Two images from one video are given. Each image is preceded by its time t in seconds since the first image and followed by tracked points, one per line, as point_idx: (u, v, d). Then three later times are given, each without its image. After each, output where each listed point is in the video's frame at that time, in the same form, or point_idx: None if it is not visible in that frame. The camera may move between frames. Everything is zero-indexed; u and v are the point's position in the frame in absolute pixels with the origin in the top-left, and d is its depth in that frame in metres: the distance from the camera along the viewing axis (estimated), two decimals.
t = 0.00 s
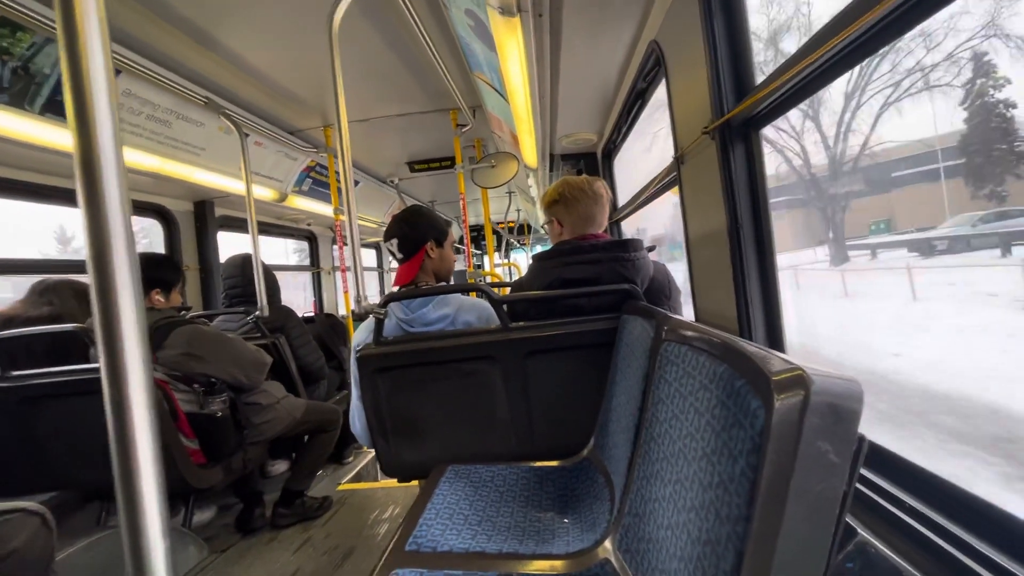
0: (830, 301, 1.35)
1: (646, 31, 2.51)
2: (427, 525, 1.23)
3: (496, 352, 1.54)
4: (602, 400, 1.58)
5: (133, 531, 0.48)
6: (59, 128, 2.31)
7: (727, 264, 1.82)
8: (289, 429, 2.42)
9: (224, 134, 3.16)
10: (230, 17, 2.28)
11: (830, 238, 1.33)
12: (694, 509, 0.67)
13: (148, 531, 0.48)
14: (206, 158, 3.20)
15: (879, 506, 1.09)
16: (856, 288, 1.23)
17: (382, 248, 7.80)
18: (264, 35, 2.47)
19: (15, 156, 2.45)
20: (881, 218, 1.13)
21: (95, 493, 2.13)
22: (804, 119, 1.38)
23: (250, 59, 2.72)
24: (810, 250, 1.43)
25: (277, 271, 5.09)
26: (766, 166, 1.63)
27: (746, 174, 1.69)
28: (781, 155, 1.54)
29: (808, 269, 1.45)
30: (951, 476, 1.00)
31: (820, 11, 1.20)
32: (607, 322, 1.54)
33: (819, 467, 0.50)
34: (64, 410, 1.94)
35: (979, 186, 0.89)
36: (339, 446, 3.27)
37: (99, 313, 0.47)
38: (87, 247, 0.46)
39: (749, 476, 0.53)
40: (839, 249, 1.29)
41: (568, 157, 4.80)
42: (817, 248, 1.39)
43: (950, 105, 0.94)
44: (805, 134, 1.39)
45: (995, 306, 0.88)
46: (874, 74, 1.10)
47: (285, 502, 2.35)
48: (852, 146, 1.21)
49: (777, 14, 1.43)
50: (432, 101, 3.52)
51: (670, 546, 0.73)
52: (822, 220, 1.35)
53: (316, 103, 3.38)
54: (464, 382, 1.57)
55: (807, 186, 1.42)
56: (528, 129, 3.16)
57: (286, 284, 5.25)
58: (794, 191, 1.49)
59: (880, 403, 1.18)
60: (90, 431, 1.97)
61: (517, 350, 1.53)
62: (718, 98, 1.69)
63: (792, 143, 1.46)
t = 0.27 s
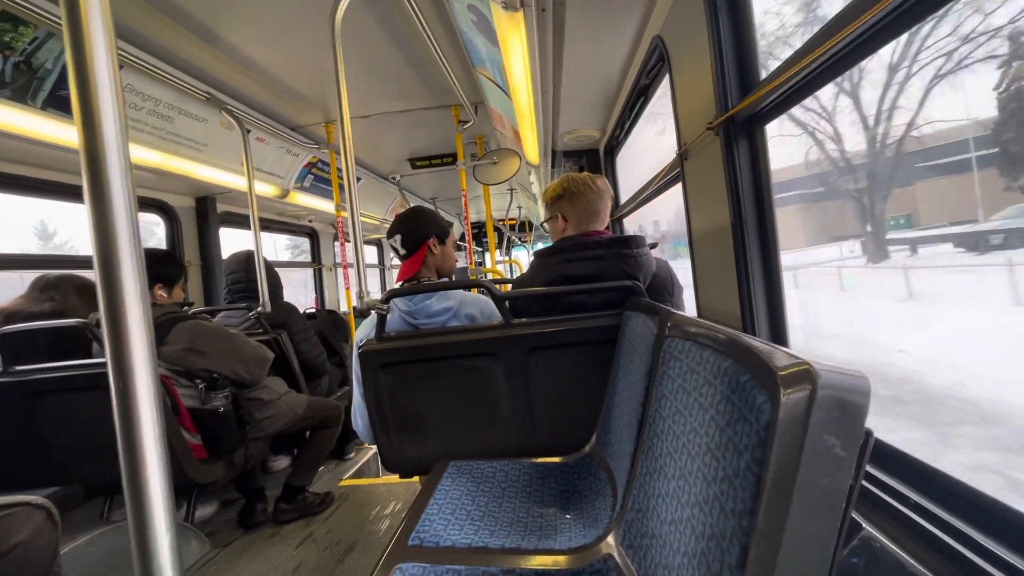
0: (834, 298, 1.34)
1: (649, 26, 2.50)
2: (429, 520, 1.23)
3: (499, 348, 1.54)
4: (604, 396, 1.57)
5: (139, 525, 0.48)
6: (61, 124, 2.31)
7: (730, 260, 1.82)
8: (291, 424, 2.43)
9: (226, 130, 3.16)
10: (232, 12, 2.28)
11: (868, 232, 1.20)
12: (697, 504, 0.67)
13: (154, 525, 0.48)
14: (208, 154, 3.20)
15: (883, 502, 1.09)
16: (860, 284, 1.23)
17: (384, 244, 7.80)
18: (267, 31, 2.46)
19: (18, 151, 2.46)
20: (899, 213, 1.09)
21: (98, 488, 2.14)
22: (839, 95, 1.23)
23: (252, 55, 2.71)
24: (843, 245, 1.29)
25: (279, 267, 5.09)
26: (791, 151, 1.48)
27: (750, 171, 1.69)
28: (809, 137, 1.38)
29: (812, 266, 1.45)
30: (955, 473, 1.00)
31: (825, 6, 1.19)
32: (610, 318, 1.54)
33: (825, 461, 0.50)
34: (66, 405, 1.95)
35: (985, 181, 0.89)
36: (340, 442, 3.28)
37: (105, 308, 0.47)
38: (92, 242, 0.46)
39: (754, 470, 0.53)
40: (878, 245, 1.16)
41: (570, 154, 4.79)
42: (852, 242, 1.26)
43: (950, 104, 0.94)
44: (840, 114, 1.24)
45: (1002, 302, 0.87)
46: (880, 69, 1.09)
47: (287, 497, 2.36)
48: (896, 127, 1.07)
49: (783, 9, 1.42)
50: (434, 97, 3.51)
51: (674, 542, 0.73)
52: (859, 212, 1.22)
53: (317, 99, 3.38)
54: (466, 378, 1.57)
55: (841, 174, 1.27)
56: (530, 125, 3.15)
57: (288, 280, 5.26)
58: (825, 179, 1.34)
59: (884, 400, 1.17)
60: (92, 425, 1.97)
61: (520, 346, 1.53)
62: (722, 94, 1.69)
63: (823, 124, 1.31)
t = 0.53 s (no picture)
0: (834, 300, 1.34)
1: (650, 27, 2.50)
2: (428, 521, 1.23)
3: (498, 349, 1.54)
4: (603, 397, 1.58)
5: (136, 526, 0.48)
6: (61, 122, 2.31)
7: (730, 262, 1.81)
8: (290, 424, 2.42)
9: (226, 129, 3.16)
10: (233, 11, 2.28)
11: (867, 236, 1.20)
12: (696, 507, 0.67)
13: (151, 527, 0.48)
14: (208, 153, 3.20)
15: (881, 505, 1.09)
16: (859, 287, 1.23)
17: (383, 244, 7.81)
18: (268, 30, 2.46)
19: (18, 149, 2.45)
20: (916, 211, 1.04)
21: (96, 487, 2.13)
22: (883, 68, 1.09)
23: (252, 54, 2.71)
24: (879, 240, 1.16)
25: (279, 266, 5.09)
26: (818, 136, 1.33)
27: (750, 173, 1.69)
28: (843, 118, 1.23)
29: (812, 268, 1.45)
30: (955, 476, 1.00)
31: (826, 8, 1.19)
32: (609, 320, 1.54)
33: (824, 465, 0.50)
34: (65, 403, 1.95)
35: (984, 184, 0.89)
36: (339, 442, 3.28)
37: (103, 309, 0.46)
38: (91, 243, 0.46)
39: (753, 473, 0.53)
40: (899, 245, 1.09)
41: (570, 154, 4.79)
42: (890, 236, 1.12)
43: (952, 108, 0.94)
44: (882, 90, 1.10)
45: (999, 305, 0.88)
46: (880, 72, 1.10)
47: (285, 497, 2.36)
48: (951, 104, 0.94)
49: (784, 10, 1.42)
50: (435, 97, 3.51)
51: (672, 545, 0.73)
52: (902, 203, 1.08)
53: (318, 99, 3.37)
54: (465, 378, 1.57)
55: (881, 161, 1.13)
56: (531, 125, 3.14)
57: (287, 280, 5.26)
58: (860, 167, 1.19)
59: (883, 403, 1.17)
60: (91, 424, 1.97)
61: (519, 347, 1.53)
62: (723, 96, 1.69)
63: (861, 103, 1.17)
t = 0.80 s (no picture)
0: (833, 300, 1.34)
1: (651, 25, 2.49)
2: (425, 519, 1.23)
3: (497, 348, 1.53)
4: (601, 396, 1.58)
5: (132, 522, 0.47)
6: (59, 118, 2.30)
7: (729, 261, 1.81)
8: (288, 422, 2.42)
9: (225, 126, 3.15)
10: (232, 8, 2.27)
11: (866, 235, 1.20)
12: (693, 506, 0.67)
13: (147, 523, 0.47)
14: (207, 150, 3.19)
15: (878, 505, 1.09)
16: (858, 286, 1.23)
17: (382, 242, 7.80)
18: (267, 27, 2.45)
19: (16, 145, 2.45)
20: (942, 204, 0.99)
21: (93, 484, 2.13)
22: (907, 52, 1.02)
23: (251, 51, 2.70)
24: (921, 234, 1.04)
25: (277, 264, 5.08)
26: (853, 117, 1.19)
27: (749, 172, 1.69)
28: (888, 93, 1.09)
29: (812, 267, 1.45)
30: (952, 475, 1.00)
31: (826, 7, 1.19)
32: (608, 318, 1.54)
33: (821, 463, 0.50)
34: (63, 400, 1.94)
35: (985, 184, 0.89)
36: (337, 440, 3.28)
37: (98, 304, 0.46)
38: (87, 238, 0.46)
39: (750, 472, 0.53)
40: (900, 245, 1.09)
41: (570, 153, 4.79)
42: (931, 230, 1.02)
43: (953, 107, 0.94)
44: (934, 58, 0.96)
45: (998, 305, 0.88)
46: (881, 71, 1.09)
47: (283, 495, 2.35)
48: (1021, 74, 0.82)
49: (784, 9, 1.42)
50: (434, 95, 3.50)
51: (669, 543, 0.73)
52: (902, 203, 1.08)
53: (317, 96, 3.36)
54: (463, 376, 1.57)
55: (880, 160, 1.13)
56: (530, 124, 3.14)
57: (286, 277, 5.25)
58: (907, 151, 1.06)
59: (881, 402, 1.17)
60: (89, 421, 1.97)
61: (517, 346, 1.53)
62: (722, 95, 1.68)
63: (909, 75, 1.03)
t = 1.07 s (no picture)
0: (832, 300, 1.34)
1: (650, 26, 2.49)
2: (426, 520, 1.23)
3: (497, 349, 1.54)
4: (602, 397, 1.58)
5: (132, 524, 0.48)
6: (60, 121, 2.31)
7: (729, 261, 1.82)
8: (289, 423, 2.43)
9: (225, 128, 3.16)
10: (232, 10, 2.28)
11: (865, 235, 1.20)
12: (692, 506, 0.67)
13: (147, 524, 0.48)
14: (207, 152, 3.20)
15: (878, 505, 1.09)
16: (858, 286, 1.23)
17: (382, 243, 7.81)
18: (267, 29, 2.46)
19: (17, 148, 2.46)
20: (966, 201, 0.93)
21: (94, 485, 2.13)
22: (907, 52, 1.01)
23: (251, 53, 2.71)
24: (938, 234, 0.99)
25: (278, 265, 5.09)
26: (913, 91, 1.02)
27: (749, 173, 1.69)
28: (954, 61, 0.92)
29: (811, 267, 1.45)
30: (951, 475, 1.00)
31: (824, 7, 1.19)
32: (608, 319, 1.54)
33: (819, 464, 0.50)
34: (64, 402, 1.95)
35: (981, 184, 0.90)
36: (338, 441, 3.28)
37: (99, 306, 0.47)
38: (88, 241, 0.46)
39: (749, 473, 0.53)
40: (899, 245, 1.09)
41: (570, 154, 4.79)
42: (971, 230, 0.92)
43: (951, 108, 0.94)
44: (1004, 21, 0.82)
45: (996, 305, 0.88)
46: (876, 72, 1.10)
47: (284, 496, 2.35)
48: None
49: (783, 10, 1.42)
50: (434, 96, 3.51)
51: (669, 544, 0.73)
52: (902, 204, 1.07)
53: (317, 98, 3.37)
54: (463, 377, 1.57)
55: (880, 160, 1.12)
56: (530, 125, 3.14)
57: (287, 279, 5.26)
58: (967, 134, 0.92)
59: (881, 402, 1.17)
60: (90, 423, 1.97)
61: (517, 346, 1.53)
62: (721, 95, 1.69)
63: (971, 42, 0.88)
